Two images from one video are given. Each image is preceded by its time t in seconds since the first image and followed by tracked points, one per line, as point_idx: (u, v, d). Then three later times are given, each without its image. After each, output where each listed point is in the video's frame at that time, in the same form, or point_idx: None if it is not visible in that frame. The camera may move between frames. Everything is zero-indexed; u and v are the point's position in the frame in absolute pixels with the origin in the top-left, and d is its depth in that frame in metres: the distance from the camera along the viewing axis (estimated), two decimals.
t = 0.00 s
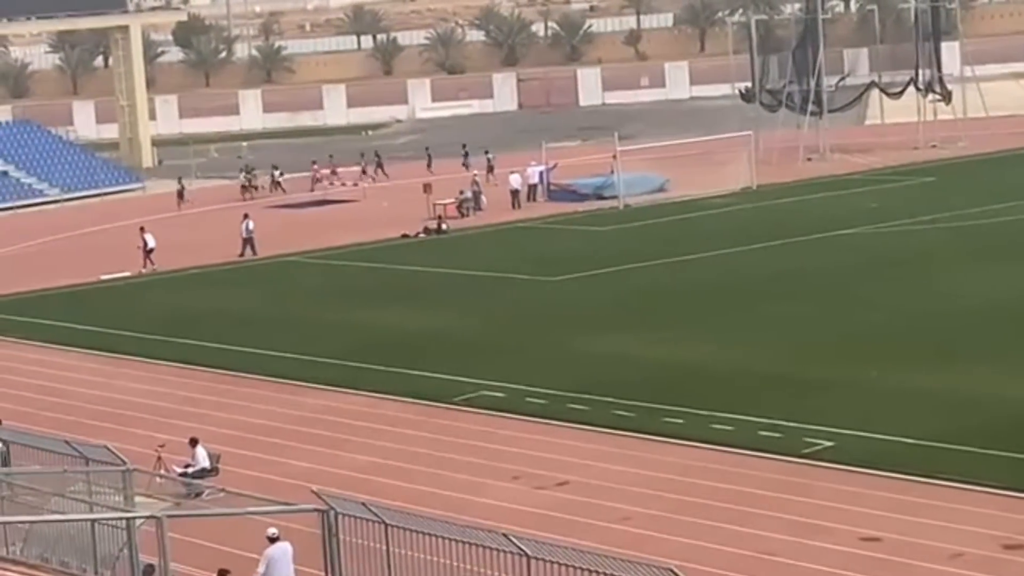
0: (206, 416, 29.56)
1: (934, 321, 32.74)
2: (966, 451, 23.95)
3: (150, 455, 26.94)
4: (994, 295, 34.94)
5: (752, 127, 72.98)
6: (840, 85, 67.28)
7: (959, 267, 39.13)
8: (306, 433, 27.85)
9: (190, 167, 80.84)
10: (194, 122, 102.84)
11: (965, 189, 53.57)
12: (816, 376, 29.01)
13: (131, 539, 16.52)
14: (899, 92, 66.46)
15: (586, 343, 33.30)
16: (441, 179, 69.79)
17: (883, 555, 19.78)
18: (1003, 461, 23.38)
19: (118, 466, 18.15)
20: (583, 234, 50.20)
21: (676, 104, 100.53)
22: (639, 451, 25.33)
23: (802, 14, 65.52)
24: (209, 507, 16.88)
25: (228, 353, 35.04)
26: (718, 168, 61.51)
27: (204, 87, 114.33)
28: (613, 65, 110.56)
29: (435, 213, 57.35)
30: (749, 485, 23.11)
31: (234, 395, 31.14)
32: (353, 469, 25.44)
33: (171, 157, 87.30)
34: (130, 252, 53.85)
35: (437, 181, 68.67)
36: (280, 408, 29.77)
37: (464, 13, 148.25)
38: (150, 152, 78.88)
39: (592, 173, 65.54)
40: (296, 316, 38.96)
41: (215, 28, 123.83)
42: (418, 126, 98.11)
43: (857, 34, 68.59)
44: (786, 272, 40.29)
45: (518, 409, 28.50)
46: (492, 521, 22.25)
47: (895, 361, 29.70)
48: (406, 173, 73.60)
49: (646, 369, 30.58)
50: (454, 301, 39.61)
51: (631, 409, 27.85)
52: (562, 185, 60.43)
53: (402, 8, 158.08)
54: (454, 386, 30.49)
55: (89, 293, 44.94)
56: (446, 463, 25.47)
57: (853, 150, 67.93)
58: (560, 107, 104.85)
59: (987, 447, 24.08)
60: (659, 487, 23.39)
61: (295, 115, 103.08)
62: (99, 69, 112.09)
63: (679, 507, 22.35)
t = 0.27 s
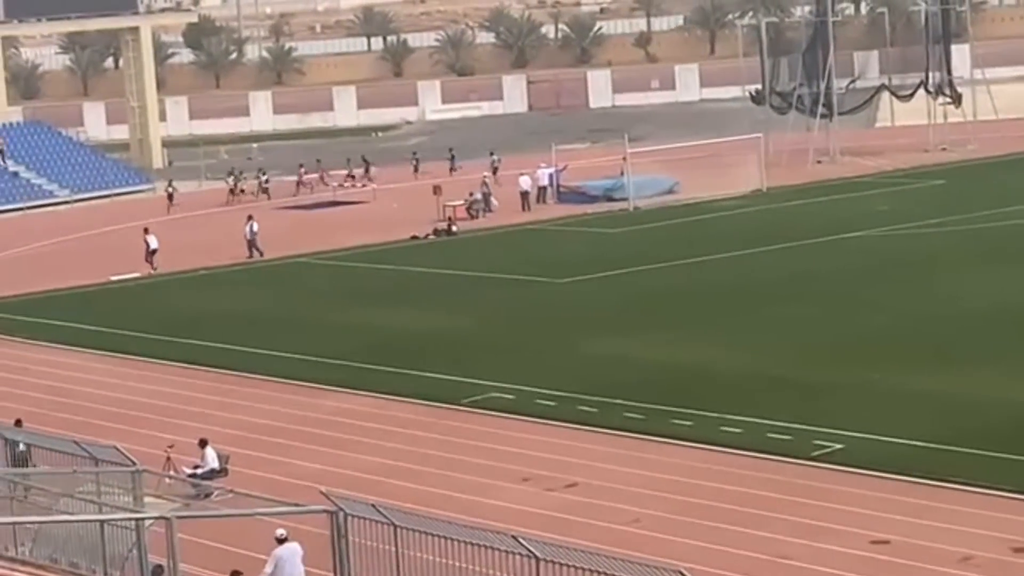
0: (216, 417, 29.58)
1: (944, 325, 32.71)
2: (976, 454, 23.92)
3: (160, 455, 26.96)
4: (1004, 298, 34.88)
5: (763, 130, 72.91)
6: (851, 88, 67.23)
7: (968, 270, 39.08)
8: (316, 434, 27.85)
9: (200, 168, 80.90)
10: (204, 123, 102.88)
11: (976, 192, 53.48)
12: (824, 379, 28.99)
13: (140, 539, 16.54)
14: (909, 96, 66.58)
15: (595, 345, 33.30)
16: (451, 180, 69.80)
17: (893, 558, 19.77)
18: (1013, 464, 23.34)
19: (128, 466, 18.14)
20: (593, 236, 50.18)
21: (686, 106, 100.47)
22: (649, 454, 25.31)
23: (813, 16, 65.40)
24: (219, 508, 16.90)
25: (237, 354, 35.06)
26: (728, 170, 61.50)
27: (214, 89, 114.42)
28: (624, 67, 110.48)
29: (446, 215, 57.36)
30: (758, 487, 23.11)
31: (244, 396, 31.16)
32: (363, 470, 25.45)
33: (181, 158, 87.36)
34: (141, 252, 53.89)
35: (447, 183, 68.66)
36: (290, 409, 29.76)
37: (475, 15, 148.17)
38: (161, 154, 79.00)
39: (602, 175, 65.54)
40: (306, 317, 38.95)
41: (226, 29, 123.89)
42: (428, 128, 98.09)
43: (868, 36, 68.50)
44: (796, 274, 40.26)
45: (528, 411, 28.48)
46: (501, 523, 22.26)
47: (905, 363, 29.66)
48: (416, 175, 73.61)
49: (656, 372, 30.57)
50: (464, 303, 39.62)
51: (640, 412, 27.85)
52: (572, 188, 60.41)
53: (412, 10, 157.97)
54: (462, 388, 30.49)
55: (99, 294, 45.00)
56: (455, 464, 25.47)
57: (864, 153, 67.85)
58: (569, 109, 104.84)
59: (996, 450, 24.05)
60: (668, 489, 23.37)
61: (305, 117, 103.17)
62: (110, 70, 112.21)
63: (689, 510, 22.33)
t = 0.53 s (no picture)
0: (226, 418, 29.58)
1: (955, 327, 32.64)
2: (984, 456, 23.88)
3: (169, 456, 26.96)
4: (1016, 301, 34.80)
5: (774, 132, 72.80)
6: (863, 91, 67.16)
7: (979, 272, 39.01)
8: (326, 435, 27.85)
9: (211, 170, 80.92)
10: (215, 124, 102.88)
11: (987, 194, 53.36)
12: (835, 381, 28.95)
13: (150, 541, 16.55)
14: (922, 98, 66.37)
15: (605, 347, 33.27)
16: (462, 182, 69.78)
17: (902, 561, 19.74)
18: None
19: (138, 467, 18.14)
20: (604, 238, 50.14)
21: (697, 108, 100.38)
22: (657, 456, 25.29)
23: (825, 18, 65.40)
24: (229, 510, 16.91)
25: (247, 355, 35.07)
26: (738, 172, 61.52)
27: (225, 90, 114.46)
28: (634, 69, 110.38)
29: (457, 216, 57.35)
30: (769, 490, 23.06)
31: (254, 397, 31.15)
32: (372, 471, 25.43)
33: (192, 159, 87.41)
34: (152, 253, 53.92)
35: (458, 185, 68.63)
36: (300, 411, 29.74)
37: (485, 17, 148.04)
38: (172, 155, 79.01)
39: (613, 177, 65.49)
40: (318, 318, 38.92)
41: (237, 31, 123.90)
42: (439, 130, 98.02)
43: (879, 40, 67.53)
44: (808, 277, 40.21)
45: (538, 412, 28.44)
46: (510, 524, 22.23)
47: (917, 365, 29.60)
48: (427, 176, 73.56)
49: (667, 374, 30.54)
50: (474, 304, 39.60)
51: (650, 413, 27.83)
52: (583, 190, 60.38)
53: (424, 12, 157.84)
54: (472, 389, 30.47)
55: (111, 295, 45.03)
56: (465, 466, 25.44)
57: (876, 156, 67.77)
58: (581, 111, 104.81)
59: (1007, 453, 23.98)
60: (676, 491, 23.35)
61: (316, 118, 103.20)
62: (121, 71, 112.28)
63: (698, 511, 22.30)
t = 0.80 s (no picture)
0: (237, 420, 29.58)
1: (970, 331, 32.55)
2: (997, 460, 23.82)
3: (180, 458, 26.97)
4: None
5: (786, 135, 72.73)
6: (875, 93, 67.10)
7: (994, 275, 38.93)
8: (338, 437, 27.84)
9: (223, 171, 80.98)
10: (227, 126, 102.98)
11: (1000, 198, 53.26)
12: (848, 384, 28.90)
13: (161, 542, 16.55)
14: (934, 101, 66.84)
15: (618, 350, 33.23)
16: (474, 184, 69.80)
17: (914, 564, 19.70)
18: None
19: (150, 469, 18.13)
20: (617, 240, 50.10)
21: (710, 111, 100.33)
22: (669, 458, 25.26)
23: (837, 21, 65.30)
24: (239, 511, 16.89)
25: (259, 357, 35.07)
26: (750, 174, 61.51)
27: (237, 91, 114.56)
28: (646, 72, 110.38)
29: (469, 218, 57.38)
30: (781, 492, 23.04)
31: (265, 399, 31.16)
32: (384, 473, 25.41)
33: (204, 161, 87.52)
34: (164, 255, 53.98)
35: (470, 187, 68.66)
36: (312, 413, 29.75)
37: (498, 19, 148.05)
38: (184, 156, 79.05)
39: (625, 180, 65.47)
40: (332, 320, 38.91)
41: (249, 33, 124.01)
42: (451, 132, 98.07)
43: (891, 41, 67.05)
44: (823, 280, 40.13)
45: (551, 415, 28.41)
46: (521, 527, 22.22)
47: (931, 369, 29.54)
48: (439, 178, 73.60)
49: (680, 376, 30.49)
50: (487, 306, 39.57)
51: (662, 416, 27.80)
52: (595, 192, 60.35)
53: (436, 14, 157.88)
54: (483, 391, 30.47)
55: (123, 296, 45.06)
56: (476, 468, 25.42)
57: (888, 158, 67.74)
58: (592, 113, 104.81)
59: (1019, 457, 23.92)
60: (688, 494, 23.33)
61: (329, 120, 103.28)
62: (134, 73, 112.43)
63: (709, 514, 22.26)
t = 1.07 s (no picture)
0: (249, 421, 29.62)
1: (982, 333, 32.55)
2: (1010, 463, 23.82)
3: (193, 459, 27.03)
4: None
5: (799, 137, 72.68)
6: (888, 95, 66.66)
7: (1006, 277, 38.94)
8: (351, 438, 27.89)
9: (236, 173, 81.06)
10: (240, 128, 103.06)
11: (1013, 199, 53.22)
12: (861, 386, 28.87)
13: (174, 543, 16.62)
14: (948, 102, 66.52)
15: (632, 352, 33.20)
16: (487, 186, 69.77)
17: (926, 566, 19.71)
18: None
19: (163, 469, 18.18)
20: (630, 242, 50.08)
21: (723, 112, 100.30)
22: (681, 460, 25.28)
23: (849, 24, 65.67)
24: (253, 511, 16.91)
25: (271, 358, 35.11)
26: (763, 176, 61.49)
27: (250, 93, 114.57)
28: (659, 73, 110.38)
29: (480, 220, 57.39)
30: (793, 494, 23.04)
31: (277, 400, 31.19)
32: (397, 475, 25.44)
33: (218, 162, 87.63)
34: (177, 256, 54.06)
35: (482, 189, 68.70)
36: (324, 414, 29.79)
37: (511, 20, 148.10)
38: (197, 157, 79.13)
39: (638, 182, 65.37)
40: (346, 322, 38.97)
41: (263, 34, 124.14)
42: (464, 133, 98.11)
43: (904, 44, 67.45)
44: (836, 282, 40.06)
45: (563, 417, 28.43)
46: (533, 529, 22.23)
47: (943, 370, 29.56)
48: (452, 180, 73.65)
49: (692, 378, 30.48)
50: (501, 308, 39.58)
51: (675, 418, 27.80)
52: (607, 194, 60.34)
53: (449, 15, 157.94)
54: (496, 393, 30.49)
55: (137, 297, 45.13)
56: (488, 470, 25.43)
57: (902, 160, 67.70)
58: (605, 115, 104.86)
59: None
60: (700, 495, 23.35)
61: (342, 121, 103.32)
62: (147, 75, 112.52)
63: (721, 516, 22.27)
